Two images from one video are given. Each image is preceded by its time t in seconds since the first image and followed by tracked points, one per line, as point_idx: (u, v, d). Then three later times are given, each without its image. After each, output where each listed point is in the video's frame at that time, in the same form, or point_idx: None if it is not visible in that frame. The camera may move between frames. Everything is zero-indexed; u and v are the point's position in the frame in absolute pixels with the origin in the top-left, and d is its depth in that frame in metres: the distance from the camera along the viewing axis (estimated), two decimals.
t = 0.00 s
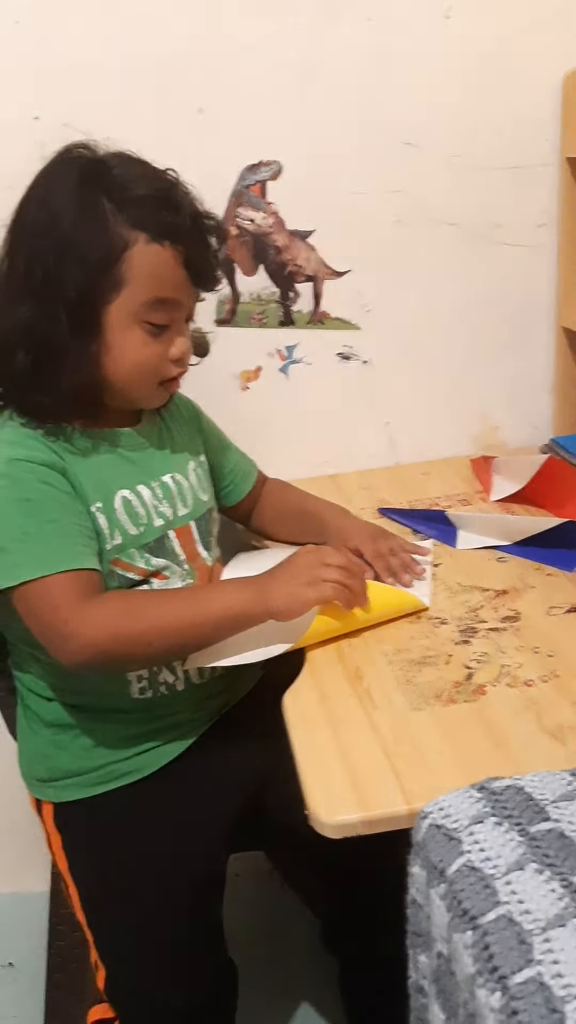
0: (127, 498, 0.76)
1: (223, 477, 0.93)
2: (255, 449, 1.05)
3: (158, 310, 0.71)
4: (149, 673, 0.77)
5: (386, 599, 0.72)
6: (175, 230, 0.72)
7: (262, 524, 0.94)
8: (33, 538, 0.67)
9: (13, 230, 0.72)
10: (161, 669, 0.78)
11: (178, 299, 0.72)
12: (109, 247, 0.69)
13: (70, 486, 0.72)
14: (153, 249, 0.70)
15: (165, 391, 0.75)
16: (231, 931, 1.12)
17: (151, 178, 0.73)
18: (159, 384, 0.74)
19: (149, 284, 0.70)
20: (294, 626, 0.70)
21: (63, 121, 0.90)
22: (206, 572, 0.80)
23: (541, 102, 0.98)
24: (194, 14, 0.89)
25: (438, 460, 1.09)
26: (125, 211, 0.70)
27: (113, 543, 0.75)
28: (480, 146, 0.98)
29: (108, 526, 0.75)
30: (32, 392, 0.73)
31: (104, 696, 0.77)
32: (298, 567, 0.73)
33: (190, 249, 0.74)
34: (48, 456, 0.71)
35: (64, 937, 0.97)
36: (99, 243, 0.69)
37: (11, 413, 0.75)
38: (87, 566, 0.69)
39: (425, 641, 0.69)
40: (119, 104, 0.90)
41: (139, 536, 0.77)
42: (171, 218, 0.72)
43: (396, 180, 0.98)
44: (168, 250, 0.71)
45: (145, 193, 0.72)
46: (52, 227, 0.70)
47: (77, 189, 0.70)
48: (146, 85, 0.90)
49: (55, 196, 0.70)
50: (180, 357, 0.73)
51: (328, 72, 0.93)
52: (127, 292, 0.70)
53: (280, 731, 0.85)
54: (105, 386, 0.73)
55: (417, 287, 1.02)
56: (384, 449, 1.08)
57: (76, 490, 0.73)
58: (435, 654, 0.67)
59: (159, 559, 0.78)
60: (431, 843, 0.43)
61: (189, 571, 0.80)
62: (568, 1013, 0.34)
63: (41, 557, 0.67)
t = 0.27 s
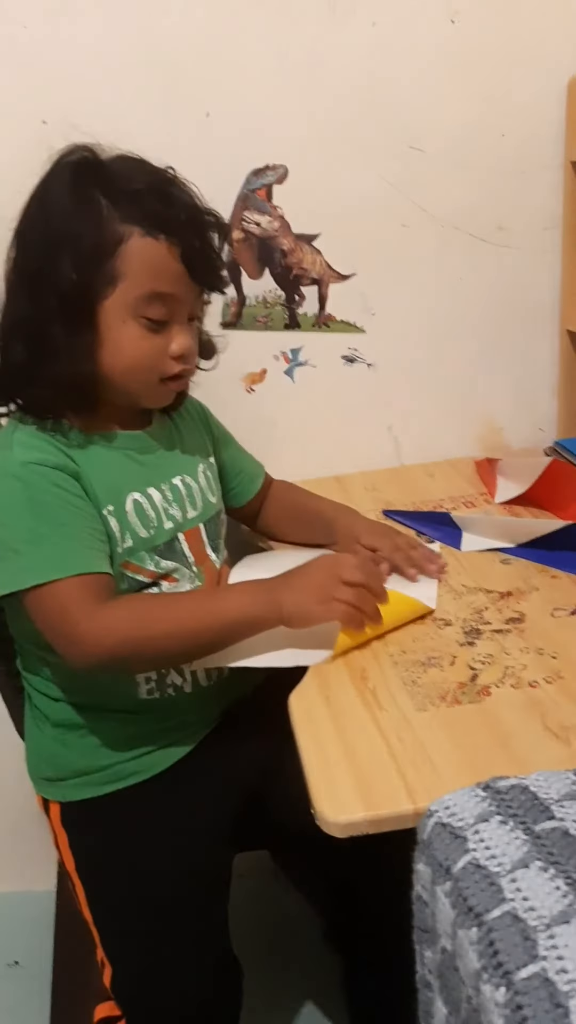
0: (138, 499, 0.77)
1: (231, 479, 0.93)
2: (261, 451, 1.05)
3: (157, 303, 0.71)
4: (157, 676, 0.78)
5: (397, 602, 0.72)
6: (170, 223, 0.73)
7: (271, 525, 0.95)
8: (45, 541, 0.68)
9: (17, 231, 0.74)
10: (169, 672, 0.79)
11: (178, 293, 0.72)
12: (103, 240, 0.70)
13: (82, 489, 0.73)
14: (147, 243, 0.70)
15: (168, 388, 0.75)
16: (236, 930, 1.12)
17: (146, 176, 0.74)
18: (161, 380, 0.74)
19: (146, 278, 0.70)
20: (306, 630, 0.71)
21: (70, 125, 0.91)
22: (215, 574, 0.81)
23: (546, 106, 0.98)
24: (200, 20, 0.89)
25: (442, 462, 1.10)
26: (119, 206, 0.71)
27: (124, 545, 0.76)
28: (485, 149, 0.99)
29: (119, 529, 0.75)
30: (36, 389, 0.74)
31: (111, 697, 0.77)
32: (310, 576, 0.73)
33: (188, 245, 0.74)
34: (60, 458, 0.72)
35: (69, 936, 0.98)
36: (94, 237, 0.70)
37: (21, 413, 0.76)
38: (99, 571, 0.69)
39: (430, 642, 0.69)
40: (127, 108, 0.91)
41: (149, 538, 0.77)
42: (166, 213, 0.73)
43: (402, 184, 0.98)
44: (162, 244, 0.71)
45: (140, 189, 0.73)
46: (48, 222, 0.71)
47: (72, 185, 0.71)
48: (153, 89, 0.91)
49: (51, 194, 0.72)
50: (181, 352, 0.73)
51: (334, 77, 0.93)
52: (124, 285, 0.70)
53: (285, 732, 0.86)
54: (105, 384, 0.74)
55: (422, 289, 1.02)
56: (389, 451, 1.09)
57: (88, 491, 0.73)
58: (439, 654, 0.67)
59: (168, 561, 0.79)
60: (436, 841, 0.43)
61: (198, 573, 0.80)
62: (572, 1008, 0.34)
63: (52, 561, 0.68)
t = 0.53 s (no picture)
0: (143, 502, 0.77)
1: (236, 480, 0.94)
2: (267, 453, 1.06)
3: (163, 307, 0.72)
4: (163, 677, 0.79)
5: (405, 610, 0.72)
6: (181, 225, 0.73)
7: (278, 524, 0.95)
8: (49, 546, 0.69)
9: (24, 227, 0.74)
10: (175, 673, 0.80)
11: (185, 297, 0.72)
12: (111, 245, 0.70)
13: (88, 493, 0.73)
14: (155, 249, 0.71)
15: (173, 391, 0.76)
16: (241, 930, 1.12)
17: (155, 178, 0.74)
18: (167, 383, 0.75)
19: (154, 282, 0.71)
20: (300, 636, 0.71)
21: (79, 129, 0.91)
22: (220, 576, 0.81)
23: (554, 111, 0.99)
24: (209, 25, 0.90)
25: (448, 465, 1.10)
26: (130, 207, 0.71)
27: (129, 548, 0.76)
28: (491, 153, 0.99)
29: (125, 533, 0.75)
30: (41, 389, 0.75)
31: (116, 697, 0.78)
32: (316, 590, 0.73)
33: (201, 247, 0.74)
34: (66, 462, 0.72)
35: (75, 935, 0.98)
36: (101, 239, 0.70)
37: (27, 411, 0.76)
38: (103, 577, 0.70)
39: (435, 644, 0.69)
40: (135, 112, 0.91)
41: (155, 541, 0.77)
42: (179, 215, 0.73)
43: (409, 187, 0.99)
44: (170, 249, 0.71)
45: (150, 191, 0.73)
46: (56, 226, 0.72)
47: (80, 188, 0.72)
48: (161, 93, 0.91)
49: (61, 191, 0.72)
50: (187, 356, 0.73)
51: (341, 82, 0.94)
52: (131, 289, 0.71)
53: (291, 733, 0.86)
54: (112, 386, 0.74)
55: (429, 294, 1.03)
56: (395, 454, 1.09)
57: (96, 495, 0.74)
58: (445, 657, 0.67)
59: (174, 563, 0.79)
60: (441, 842, 0.43)
61: (203, 575, 0.81)
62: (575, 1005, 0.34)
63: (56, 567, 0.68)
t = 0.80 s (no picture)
0: (145, 506, 0.77)
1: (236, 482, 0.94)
2: (268, 455, 1.06)
3: (156, 302, 0.71)
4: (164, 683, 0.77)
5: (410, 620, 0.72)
6: (172, 221, 0.73)
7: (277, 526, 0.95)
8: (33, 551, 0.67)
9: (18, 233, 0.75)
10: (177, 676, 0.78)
11: (178, 293, 0.72)
12: (103, 242, 0.70)
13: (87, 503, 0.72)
14: (147, 243, 0.71)
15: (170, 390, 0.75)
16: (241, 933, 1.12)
17: (151, 177, 0.74)
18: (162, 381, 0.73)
19: (145, 276, 0.70)
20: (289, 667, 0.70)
21: (80, 131, 0.91)
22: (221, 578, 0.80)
23: (556, 114, 0.99)
24: (211, 27, 0.90)
25: (450, 467, 1.10)
26: (121, 205, 0.71)
27: (133, 553, 0.76)
28: (494, 155, 0.99)
29: (127, 538, 0.75)
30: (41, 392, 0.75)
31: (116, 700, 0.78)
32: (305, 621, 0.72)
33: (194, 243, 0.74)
34: (64, 473, 0.71)
35: (75, 938, 0.98)
36: (94, 235, 0.70)
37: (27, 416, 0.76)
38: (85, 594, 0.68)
39: (435, 648, 0.69)
40: (137, 113, 0.91)
41: (158, 545, 0.77)
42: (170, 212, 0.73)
43: (411, 190, 0.98)
44: (161, 242, 0.71)
45: (144, 188, 0.73)
46: (51, 226, 0.72)
47: (75, 188, 0.72)
48: (163, 95, 0.91)
49: (55, 194, 0.72)
50: (182, 353, 0.72)
51: (344, 84, 0.94)
52: (122, 285, 0.70)
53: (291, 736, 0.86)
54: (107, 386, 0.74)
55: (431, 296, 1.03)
56: (396, 456, 1.09)
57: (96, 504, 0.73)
58: (445, 660, 0.67)
59: (177, 567, 0.79)
60: (439, 847, 0.43)
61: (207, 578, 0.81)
62: (570, 1011, 0.34)
63: (35, 574, 0.67)
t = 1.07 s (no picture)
0: (133, 513, 0.76)
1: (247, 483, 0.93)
2: (270, 455, 1.06)
3: (122, 283, 0.71)
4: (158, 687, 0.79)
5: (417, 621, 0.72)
6: (144, 205, 0.73)
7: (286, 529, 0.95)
8: None
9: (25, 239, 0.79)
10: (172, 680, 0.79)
11: (145, 273, 0.72)
12: (77, 229, 0.73)
13: (64, 508, 0.72)
14: (116, 226, 0.72)
15: (145, 375, 0.74)
16: (243, 933, 1.12)
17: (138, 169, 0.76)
18: (134, 365, 0.73)
19: (110, 258, 0.71)
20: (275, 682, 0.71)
21: (83, 130, 0.91)
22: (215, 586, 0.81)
23: (560, 113, 0.99)
24: (214, 26, 0.90)
25: (453, 467, 1.10)
26: (96, 193, 0.73)
27: (117, 558, 0.76)
28: (497, 154, 0.99)
29: (111, 543, 0.75)
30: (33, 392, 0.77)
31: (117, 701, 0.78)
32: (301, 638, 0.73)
33: (171, 226, 0.73)
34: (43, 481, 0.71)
35: (77, 937, 0.98)
36: (71, 224, 0.73)
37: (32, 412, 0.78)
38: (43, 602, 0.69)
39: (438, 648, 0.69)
40: (140, 113, 0.91)
41: (146, 551, 0.77)
42: (144, 197, 0.73)
43: (413, 188, 0.98)
44: (129, 223, 0.72)
45: (124, 178, 0.74)
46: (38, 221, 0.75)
47: (64, 184, 0.75)
48: (167, 94, 0.91)
49: (50, 194, 0.76)
50: (153, 334, 0.72)
51: (347, 84, 0.94)
52: (90, 268, 0.72)
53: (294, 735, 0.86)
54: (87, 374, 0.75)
55: (433, 296, 1.03)
56: (398, 456, 1.09)
57: (77, 508, 0.73)
58: (447, 660, 0.67)
59: (167, 574, 0.79)
60: (441, 847, 0.43)
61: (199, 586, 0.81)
62: (573, 1012, 0.34)
63: None
